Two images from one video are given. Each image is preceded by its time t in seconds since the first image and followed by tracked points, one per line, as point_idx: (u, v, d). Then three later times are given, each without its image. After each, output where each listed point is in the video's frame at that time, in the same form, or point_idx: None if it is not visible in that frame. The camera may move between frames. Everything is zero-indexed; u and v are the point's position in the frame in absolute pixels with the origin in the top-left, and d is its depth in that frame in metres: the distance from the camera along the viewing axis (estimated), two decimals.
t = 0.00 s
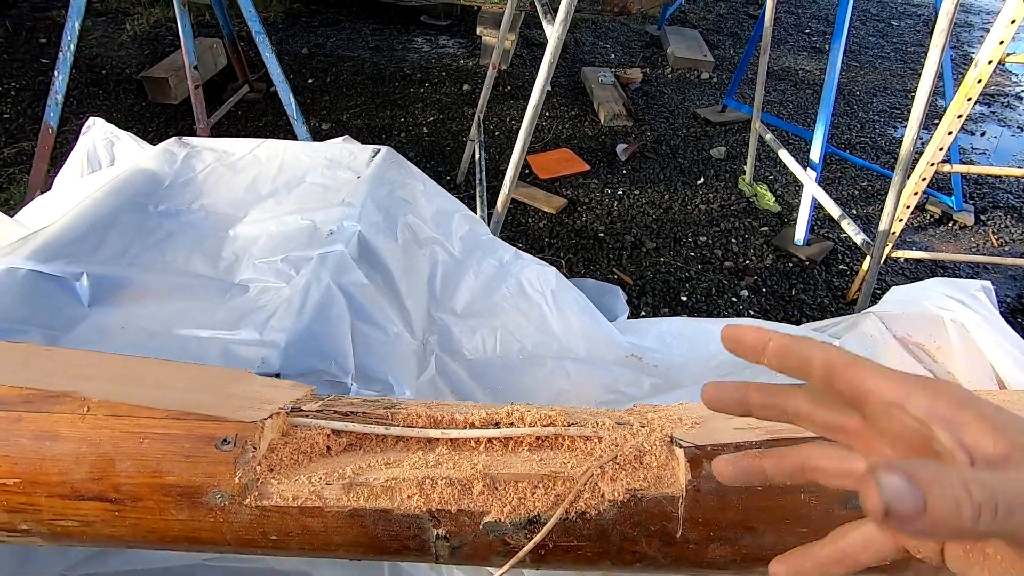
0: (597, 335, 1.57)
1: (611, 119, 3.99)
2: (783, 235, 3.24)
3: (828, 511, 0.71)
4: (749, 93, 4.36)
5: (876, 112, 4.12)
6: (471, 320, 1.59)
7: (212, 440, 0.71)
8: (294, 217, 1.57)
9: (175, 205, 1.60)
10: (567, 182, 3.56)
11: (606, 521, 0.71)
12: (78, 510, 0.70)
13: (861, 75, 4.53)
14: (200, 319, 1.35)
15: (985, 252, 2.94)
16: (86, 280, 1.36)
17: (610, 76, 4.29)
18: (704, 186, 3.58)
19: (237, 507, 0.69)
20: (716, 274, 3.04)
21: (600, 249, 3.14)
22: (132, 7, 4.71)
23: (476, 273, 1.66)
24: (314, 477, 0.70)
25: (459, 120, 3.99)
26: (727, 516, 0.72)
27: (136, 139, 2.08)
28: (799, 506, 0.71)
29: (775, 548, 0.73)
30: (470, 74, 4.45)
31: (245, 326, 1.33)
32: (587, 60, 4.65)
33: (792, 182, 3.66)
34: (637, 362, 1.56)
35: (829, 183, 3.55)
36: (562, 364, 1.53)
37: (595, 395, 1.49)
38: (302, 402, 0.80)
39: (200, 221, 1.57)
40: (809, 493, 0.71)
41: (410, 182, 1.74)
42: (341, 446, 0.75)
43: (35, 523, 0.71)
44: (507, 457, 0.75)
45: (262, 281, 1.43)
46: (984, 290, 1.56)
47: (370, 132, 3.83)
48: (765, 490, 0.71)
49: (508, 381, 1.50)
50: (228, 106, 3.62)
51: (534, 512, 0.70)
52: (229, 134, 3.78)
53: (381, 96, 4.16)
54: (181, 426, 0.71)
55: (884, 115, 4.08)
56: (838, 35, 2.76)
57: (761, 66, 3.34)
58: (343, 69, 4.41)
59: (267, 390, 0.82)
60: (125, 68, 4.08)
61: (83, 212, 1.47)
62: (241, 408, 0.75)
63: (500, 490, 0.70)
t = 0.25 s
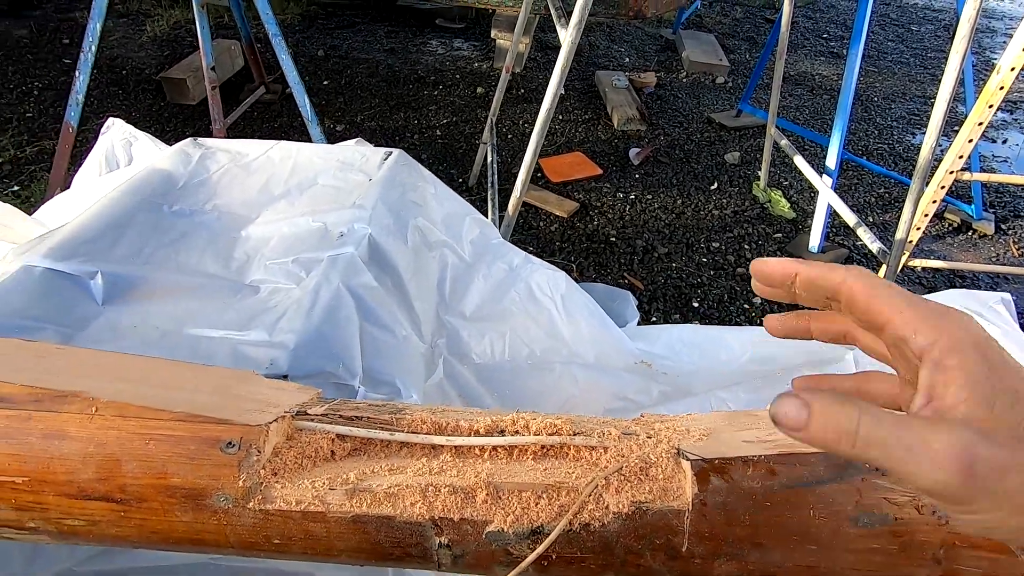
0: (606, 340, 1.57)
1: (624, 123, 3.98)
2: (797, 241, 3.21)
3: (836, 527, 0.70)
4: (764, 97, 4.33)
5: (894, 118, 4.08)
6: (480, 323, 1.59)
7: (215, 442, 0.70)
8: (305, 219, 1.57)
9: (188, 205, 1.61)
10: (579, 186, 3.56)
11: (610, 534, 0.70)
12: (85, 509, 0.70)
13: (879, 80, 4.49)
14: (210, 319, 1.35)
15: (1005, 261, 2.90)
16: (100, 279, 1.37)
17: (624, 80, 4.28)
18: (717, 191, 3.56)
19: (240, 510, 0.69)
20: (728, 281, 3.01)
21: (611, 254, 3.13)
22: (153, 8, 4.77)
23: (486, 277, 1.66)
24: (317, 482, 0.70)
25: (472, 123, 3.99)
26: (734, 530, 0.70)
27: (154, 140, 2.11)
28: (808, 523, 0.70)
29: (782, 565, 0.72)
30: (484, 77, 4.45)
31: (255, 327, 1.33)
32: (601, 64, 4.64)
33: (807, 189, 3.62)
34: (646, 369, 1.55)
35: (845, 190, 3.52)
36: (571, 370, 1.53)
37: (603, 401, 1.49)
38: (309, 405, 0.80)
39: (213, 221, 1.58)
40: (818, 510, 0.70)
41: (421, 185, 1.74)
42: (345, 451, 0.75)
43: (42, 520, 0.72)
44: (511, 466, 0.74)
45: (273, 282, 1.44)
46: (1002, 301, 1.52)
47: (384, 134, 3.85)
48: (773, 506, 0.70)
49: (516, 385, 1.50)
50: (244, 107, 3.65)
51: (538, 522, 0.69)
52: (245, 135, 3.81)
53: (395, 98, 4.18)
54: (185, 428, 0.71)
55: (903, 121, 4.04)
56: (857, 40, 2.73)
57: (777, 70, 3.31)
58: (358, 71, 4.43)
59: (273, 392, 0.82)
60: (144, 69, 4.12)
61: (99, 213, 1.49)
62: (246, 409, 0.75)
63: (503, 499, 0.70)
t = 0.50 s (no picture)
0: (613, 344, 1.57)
1: (634, 126, 3.98)
2: (808, 247, 3.20)
3: (843, 536, 0.70)
4: (776, 101, 4.31)
5: (909, 123, 4.05)
6: (487, 326, 1.60)
7: (225, 441, 0.71)
8: (316, 220, 1.59)
9: (201, 206, 1.63)
10: (589, 189, 3.56)
11: (614, 539, 0.70)
12: (96, 505, 0.71)
13: (893, 85, 4.46)
14: (220, 319, 1.36)
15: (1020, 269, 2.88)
16: (113, 277, 1.40)
17: (635, 83, 4.28)
18: (727, 196, 3.55)
19: (247, 509, 0.70)
20: (738, 285, 3.00)
21: (620, 257, 3.13)
22: (170, 10, 4.81)
23: (494, 280, 1.67)
24: (324, 482, 0.71)
25: (482, 125, 4.00)
26: (739, 538, 0.70)
27: (168, 141, 2.13)
28: (813, 531, 0.70)
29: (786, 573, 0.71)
30: (495, 80, 4.46)
31: (264, 327, 1.34)
32: (612, 67, 4.64)
33: (819, 194, 3.61)
34: (653, 374, 1.55)
35: (858, 195, 3.50)
36: (577, 373, 1.54)
37: (610, 404, 1.49)
38: (316, 405, 0.81)
39: (225, 221, 1.60)
40: (824, 519, 0.70)
41: (431, 187, 1.75)
42: (352, 451, 0.76)
43: (54, 515, 0.73)
44: (515, 469, 0.75)
45: (283, 282, 1.45)
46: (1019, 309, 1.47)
47: (395, 136, 3.86)
48: (779, 514, 0.70)
49: (522, 388, 1.50)
50: (257, 108, 3.68)
51: (541, 526, 0.69)
52: (257, 135, 3.84)
53: (407, 100, 4.20)
54: (195, 427, 0.72)
55: (917, 126, 4.02)
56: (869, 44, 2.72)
57: (789, 75, 3.30)
58: (370, 73, 4.46)
59: (281, 392, 0.83)
60: (160, 69, 4.16)
61: (114, 213, 1.52)
62: (253, 409, 0.75)
63: (507, 502, 0.70)
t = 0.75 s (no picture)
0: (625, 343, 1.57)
1: (647, 126, 3.97)
2: (821, 249, 3.18)
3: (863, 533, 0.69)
4: (790, 103, 4.29)
5: (924, 126, 4.02)
6: (500, 323, 1.60)
7: (244, 427, 0.71)
8: (330, 214, 1.59)
9: (218, 199, 1.65)
10: (600, 189, 3.55)
11: (631, 532, 0.69)
12: (117, 488, 0.72)
13: (910, 88, 4.43)
14: (235, 310, 1.37)
15: None
16: (131, 267, 1.42)
17: (647, 83, 4.26)
18: (740, 197, 3.53)
19: (265, 494, 0.70)
20: (750, 287, 2.99)
21: (631, 257, 3.12)
22: (185, 7, 4.85)
23: (506, 276, 1.66)
24: (341, 470, 0.71)
25: (494, 124, 4.00)
26: (758, 533, 0.70)
27: (185, 135, 2.15)
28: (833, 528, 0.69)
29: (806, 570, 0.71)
30: (507, 79, 4.46)
31: (279, 318, 1.34)
32: (624, 67, 4.63)
33: (833, 197, 3.58)
34: (665, 372, 1.55)
35: (872, 198, 3.47)
36: (589, 371, 1.53)
37: (621, 402, 1.48)
38: (333, 395, 0.81)
39: (242, 214, 1.62)
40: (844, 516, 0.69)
41: (445, 183, 1.75)
42: (369, 440, 0.76)
43: (75, 498, 0.73)
44: (532, 461, 0.75)
45: (298, 275, 1.46)
46: None
47: (407, 134, 3.87)
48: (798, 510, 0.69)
49: (533, 385, 1.50)
50: (271, 105, 3.69)
51: (558, 517, 0.69)
52: (271, 132, 3.86)
53: (419, 98, 4.20)
54: (215, 412, 0.72)
55: (934, 129, 3.99)
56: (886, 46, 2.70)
57: (804, 76, 3.29)
58: (383, 70, 4.47)
59: (298, 381, 0.83)
60: (176, 66, 4.19)
61: (133, 204, 1.54)
62: (273, 396, 0.76)
63: (524, 493, 0.70)
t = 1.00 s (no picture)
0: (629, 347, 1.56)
1: (653, 127, 3.95)
2: (828, 253, 3.17)
3: (869, 549, 0.69)
4: (799, 105, 4.27)
5: (934, 129, 3.99)
6: (504, 325, 1.59)
7: (245, 433, 0.71)
8: (335, 215, 1.59)
9: (223, 199, 1.66)
10: (606, 190, 3.54)
11: (632, 544, 0.69)
12: (119, 492, 0.72)
13: (919, 90, 4.40)
14: (240, 311, 1.37)
15: None
16: (136, 267, 1.43)
17: (654, 84, 4.25)
18: (746, 200, 3.52)
19: (266, 501, 0.70)
20: (755, 290, 2.98)
21: (636, 259, 3.11)
22: (194, 5, 4.86)
23: (511, 278, 1.66)
24: (342, 477, 0.71)
25: (500, 123, 4.00)
26: (760, 547, 0.69)
27: (192, 134, 2.15)
28: (836, 542, 0.69)
29: None
30: (515, 78, 4.46)
31: (283, 320, 1.34)
32: (632, 67, 4.61)
33: (840, 200, 3.56)
34: (669, 377, 1.55)
35: (880, 201, 3.45)
36: (592, 375, 1.53)
37: (624, 407, 1.48)
38: (335, 400, 0.81)
39: (247, 214, 1.62)
40: (849, 531, 0.69)
41: (450, 184, 1.74)
42: (370, 447, 0.76)
43: (77, 501, 0.74)
44: (533, 470, 0.74)
45: (302, 276, 1.46)
46: None
47: (413, 133, 3.87)
48: (802, 524, 0.69)
49: (536, 388, 1.50)
50: (278, 103, 3.70)
51: (559, 529, 0.69)
52: (278, 130, 3.86)
53: (426, 97, 4.20)
54: (216, 417, 0.72)
55: (943, 132, 3.96)
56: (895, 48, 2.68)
57: (813, 78, 3.27)
58: (390, 69, 4.47)
59: (300, 386, 0.83)
60: (184, 63, 4.20)
61: (138, 204, 1.55)
62: (273, 401, 0.76)
63: (525, 503, 0.70)
